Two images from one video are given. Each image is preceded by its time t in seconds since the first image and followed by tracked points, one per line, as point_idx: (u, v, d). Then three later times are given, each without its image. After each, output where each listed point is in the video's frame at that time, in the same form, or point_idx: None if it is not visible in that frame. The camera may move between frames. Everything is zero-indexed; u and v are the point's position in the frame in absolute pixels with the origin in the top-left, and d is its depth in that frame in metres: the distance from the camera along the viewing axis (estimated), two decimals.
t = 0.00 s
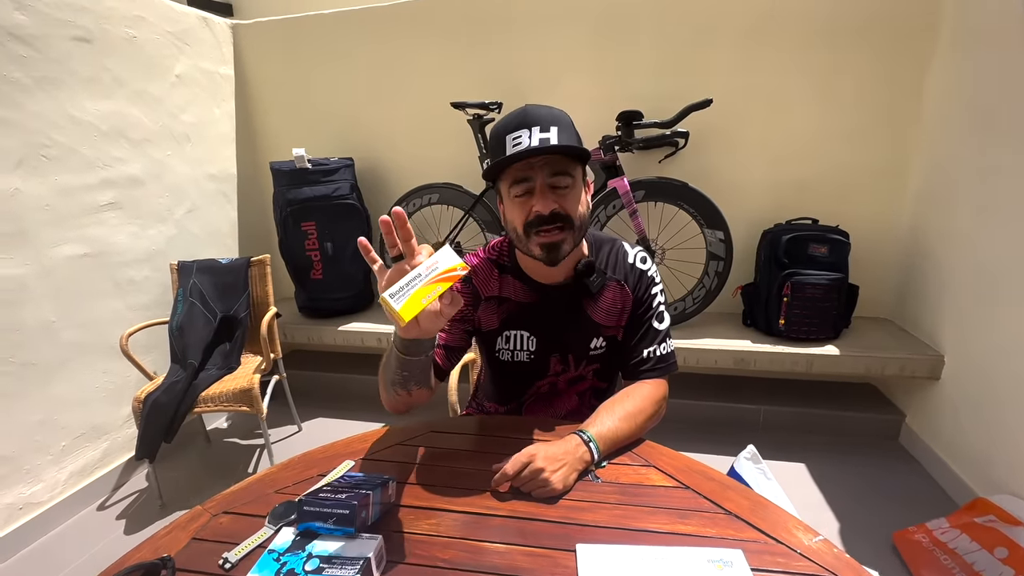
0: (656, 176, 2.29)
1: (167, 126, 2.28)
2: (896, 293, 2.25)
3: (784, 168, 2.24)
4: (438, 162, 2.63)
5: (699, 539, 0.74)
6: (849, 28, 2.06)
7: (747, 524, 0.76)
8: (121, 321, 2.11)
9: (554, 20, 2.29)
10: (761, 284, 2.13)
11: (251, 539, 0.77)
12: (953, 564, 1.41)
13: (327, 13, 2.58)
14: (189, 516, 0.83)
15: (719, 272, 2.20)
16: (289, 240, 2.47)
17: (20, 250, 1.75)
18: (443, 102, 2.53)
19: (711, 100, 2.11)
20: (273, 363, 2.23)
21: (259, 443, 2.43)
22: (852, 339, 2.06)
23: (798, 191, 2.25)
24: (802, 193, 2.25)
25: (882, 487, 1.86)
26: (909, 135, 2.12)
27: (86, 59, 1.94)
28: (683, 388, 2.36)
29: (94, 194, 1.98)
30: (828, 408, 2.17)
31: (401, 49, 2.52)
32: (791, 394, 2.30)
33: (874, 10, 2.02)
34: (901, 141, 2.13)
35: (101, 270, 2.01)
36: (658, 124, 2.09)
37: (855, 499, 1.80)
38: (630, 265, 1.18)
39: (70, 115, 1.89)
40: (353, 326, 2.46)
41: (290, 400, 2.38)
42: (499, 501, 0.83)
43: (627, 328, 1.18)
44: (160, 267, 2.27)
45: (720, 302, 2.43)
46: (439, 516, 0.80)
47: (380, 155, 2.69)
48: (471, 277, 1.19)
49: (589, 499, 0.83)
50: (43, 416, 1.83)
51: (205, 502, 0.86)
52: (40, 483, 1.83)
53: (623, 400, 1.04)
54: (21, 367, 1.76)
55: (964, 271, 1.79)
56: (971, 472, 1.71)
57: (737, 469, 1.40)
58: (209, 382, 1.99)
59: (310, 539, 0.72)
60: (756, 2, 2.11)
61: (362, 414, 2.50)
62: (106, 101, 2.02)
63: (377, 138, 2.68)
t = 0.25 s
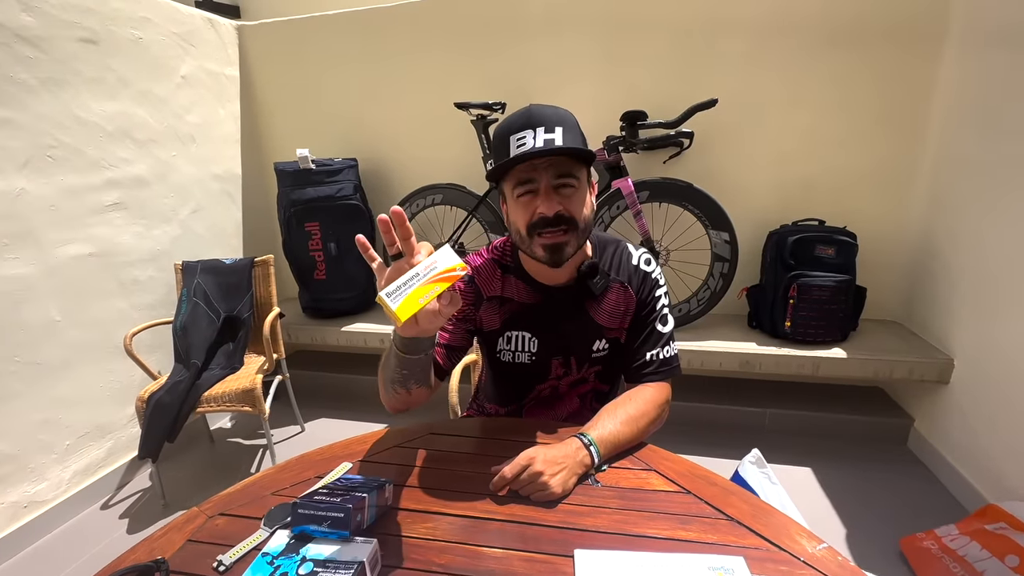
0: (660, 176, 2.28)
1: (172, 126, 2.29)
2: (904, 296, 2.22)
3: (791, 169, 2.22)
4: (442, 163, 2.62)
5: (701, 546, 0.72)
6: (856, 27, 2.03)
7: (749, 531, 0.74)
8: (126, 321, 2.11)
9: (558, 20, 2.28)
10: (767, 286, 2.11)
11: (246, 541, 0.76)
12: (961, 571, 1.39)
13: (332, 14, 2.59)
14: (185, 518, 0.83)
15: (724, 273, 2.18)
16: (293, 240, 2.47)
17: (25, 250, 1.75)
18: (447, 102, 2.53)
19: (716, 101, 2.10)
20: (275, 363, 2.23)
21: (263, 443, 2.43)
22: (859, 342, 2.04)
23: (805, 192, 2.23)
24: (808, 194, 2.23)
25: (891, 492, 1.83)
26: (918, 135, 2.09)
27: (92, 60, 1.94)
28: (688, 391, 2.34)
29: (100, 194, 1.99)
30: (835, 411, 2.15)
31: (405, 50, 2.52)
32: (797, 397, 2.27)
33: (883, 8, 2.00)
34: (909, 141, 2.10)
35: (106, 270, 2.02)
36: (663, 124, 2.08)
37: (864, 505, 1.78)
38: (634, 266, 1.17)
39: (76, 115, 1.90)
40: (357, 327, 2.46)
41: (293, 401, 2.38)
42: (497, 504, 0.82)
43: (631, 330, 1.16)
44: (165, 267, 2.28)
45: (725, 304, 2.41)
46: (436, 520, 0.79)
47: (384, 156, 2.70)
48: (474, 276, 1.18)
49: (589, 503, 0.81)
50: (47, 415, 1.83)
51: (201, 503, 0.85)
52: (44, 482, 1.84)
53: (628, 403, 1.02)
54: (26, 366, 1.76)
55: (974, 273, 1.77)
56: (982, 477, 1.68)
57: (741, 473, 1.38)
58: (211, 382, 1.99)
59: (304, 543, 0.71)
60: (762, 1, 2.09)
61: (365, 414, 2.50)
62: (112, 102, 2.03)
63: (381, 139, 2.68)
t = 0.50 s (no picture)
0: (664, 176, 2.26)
1: (177, 127, 2.30)
2: (911, 297, 2.19)
3: (796, 169, 2.20)
4: (445, 163, 2.62)
5: (699, 549, 0.71)
6: (863, 26, 2.01)
7: (749, 534, 0.73)
8: (130, 320, 2.12)
9: (561, 20, 2.28)
10: (772, 287, 2.09)
11: (241, 541, 0.76)
12: None
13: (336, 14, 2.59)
14: (182, 516, 0.83)
15: (728, 274, 2.17)
16: (297, 240, 2.48)
17: (31, 249, 1.76)
18: (450, 102, 2.53)
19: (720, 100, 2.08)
20: (278, 363, 2.24)
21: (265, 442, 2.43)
22: (865, 344, 2.01)
23: (810, 192, 2.21)
24: (813, 195, 2.21)
25: (897, 496, 1.80)
26: (925, 135, 2.07)
27: (97, 61, 1.96)
28: (691, 392, 2.33)
29: (105, 194, 2.00)
30: (841, 414, 2.12)
31: (409, 50, 2.52)
32: (802, 399, 2.25)
33: (890, 7, 1.97)
34: (916, 141, 2.08)
35: (111, 269, 2.03)
36: (666, 124, 2.06)
37: (869, 509, 1.76)
38: (636, 266, 1.16)
39: (81, 116, 1.91)
40: (359, 326, 2.47)
41: (296, 400, 2.39)
42: (493, 505, 0.81)
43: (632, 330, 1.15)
44: (170, 267, 2.29)
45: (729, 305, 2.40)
46: (432, 521, 0.79)
47: (387, 156, 2.70)
48: (475, 272, 1.18)
49: (587, 505, 0.81)
50: (51, 413, 1.84)
51: (198, 502, 0.85)
52: (49, 479, 1.85)
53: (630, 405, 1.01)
54: (31, 364, 1.78)
55: (982, 275, 1.74)
56: (990, 482, 1.65)
57: (744, 476, 1.36)
58: (214, 381, 2.00)
59: (299, 543, 0.71)
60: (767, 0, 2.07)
61: (367, 414, 2.50)
62: (117, 103, 2.04)
63: (385, 139, 2.68)
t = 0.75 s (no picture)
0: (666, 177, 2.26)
1: (180, 127, 2.30)
2: (916, 299, 2.17)
3: (799, 170, 2.18)
4: (447, 164, 2.62)
5: (698, 555, 0.71)
6: (868, 26, 2.00)
7: (749, 539, 0.73)
8: (133, 320, 2.13)
9: (564, 20, 2.27)
10: (775, 288, 2.08)
11: (239, 543, 0.76)
12: None
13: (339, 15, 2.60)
14: (180, 518, 0.83)
15: (731, 276, 2.16)
16: (299, 240, 2.48)
17: (34, 249, 1.77)
18: (452, 103, 2.52)
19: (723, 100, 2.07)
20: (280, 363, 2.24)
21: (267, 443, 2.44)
22: (869, 346, 2.00)
23: (814, 193, 2.19)
24: (817, 196, 2.19)
25: (901, 500, 1.79)
26: (931, 136, 2.05)
27: (101, 62, 1.96)
28: (693, 394, 2.32)
29: (108, 194, 2.00)
30: (844, 416, 2.11)
31: (412, 51, 2.52)
32: (805, 401, 2.24)
33: (895, 7, 1.96)
34: (921, 142, 2.06)
35: (114, 270, 2.04)
36: (668, 124, 2.05)
37: (873, 513, 1.74)
38: (636, 267, 1.15)
39: (85, 116, 1.91)
40: (361, 327, 2.47)
41: (297, 400, 2.39)
42: (491, 509, 0.81)
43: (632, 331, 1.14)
44: (172, 267, 2.29)
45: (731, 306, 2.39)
46: (430, 524, 0.78)
47: (390, 156, 2.70)
48: (475, 271, 1.18)
49: (585, 509, 0.80)
50: (54, 412, 1.84)
51: (197, 504, 0.85)
52: (52, 478, 1.85)
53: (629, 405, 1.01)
54: (34, 364, 1.78)
55: (987, 277, 1.73)
56: (996, 486, 1.63)
57: (745, 479, 1.35)
58: (216, 381, 2.00)
59: (296, 545, 0.71)
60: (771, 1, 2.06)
61: (369, 415, 2.50)
62: (120, 103, 2.04)
63: (387, 139, 2.68)
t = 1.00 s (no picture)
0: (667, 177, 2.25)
1: (182, 127, 2.31)
2: (918, 299, 2.17)
3: (801, 170, 2.18)
4: (448, 164, 2.62)
5: (697, 556, 0.70)
6: (871, 26, 1.99)
7: (748, 540, 0.73)
8: (134, 319, 2.13)
9: (565, 20, 2.27)
10: (776, 289, 2.08)
11: (238, 542, 0.76)
12: None
13: (340, 15, 2.60)
14: (179, 517, 0.83)
15: (732, 276, 2.15)
16: (300, 240, 2.49)
17: (36, 248, 1.78)
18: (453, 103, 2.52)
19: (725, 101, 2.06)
20: (280, 363, 2.25)
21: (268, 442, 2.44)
22: (870, 347, 2.00)
23: (816, 194, 2.19)
24: (819, 196, 2.19)
25: (902, 501, 1.78)
26: (933, 136, 2.04)
27: (103, 62, 1.97)
28: (694, 394, 2.31)
29: (110, 194, 2.01)
30: (845, 417, 2.10)
31: (413, 51, 2.52)
32: (807, 402, 2.23)
33: (898, 7, 1.95)
34: (923, 143, 2.05)
35: (116, 269, 2.04)
36: (669, 125, 2.05)
37: (874, 514, 1.74)
38: (636, 266, 1.15)
39: (86, 116, 1.92)
40: (362, 327, 2.47)
41: (298, 400, 2.39)
42: (490, 509, 0.81)
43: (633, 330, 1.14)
44: (174, 266, 2.29)
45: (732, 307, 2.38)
46: (429, 524, 0.78)
47: (391, 156, 2.70)
48: (476, 269, 1.18)
49: (584, 509, 0.80)
50: (56, 411, 1.85)
51: (196, 503, 0.85)
52: (53, 477, 1.86)
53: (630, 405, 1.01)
54: (36, 363, 1.79)
55: (990, 278, 1.72)
56: (998, 488, 1.63)
57: (746, 480, 1.35)
58: (217, 380, 2.01)
59: (294, 545, 0.71)
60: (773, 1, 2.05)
61: (370, 414, 2.50)
62: (122, 103, 2.05)
63: (388, 139, 2.68)
